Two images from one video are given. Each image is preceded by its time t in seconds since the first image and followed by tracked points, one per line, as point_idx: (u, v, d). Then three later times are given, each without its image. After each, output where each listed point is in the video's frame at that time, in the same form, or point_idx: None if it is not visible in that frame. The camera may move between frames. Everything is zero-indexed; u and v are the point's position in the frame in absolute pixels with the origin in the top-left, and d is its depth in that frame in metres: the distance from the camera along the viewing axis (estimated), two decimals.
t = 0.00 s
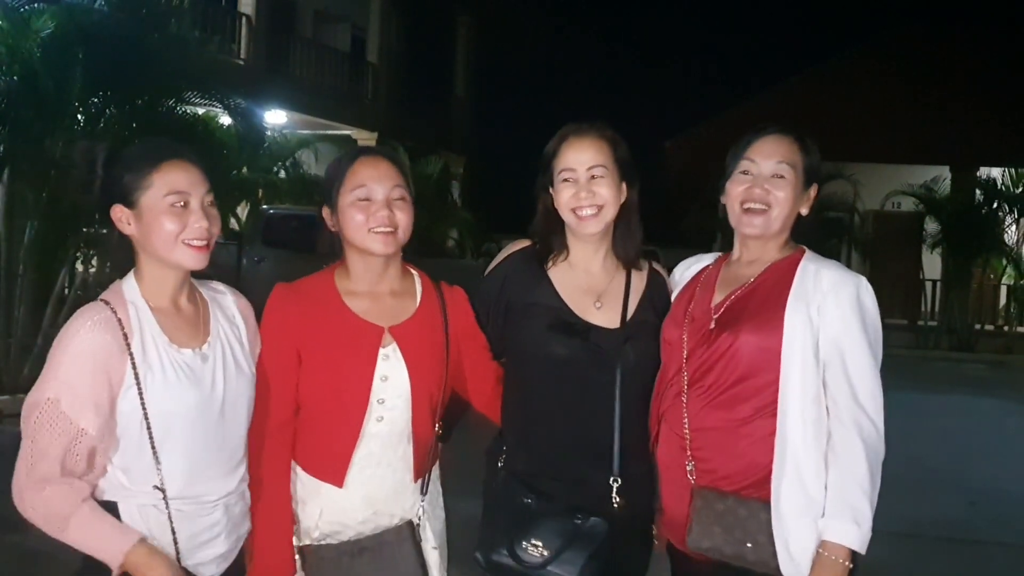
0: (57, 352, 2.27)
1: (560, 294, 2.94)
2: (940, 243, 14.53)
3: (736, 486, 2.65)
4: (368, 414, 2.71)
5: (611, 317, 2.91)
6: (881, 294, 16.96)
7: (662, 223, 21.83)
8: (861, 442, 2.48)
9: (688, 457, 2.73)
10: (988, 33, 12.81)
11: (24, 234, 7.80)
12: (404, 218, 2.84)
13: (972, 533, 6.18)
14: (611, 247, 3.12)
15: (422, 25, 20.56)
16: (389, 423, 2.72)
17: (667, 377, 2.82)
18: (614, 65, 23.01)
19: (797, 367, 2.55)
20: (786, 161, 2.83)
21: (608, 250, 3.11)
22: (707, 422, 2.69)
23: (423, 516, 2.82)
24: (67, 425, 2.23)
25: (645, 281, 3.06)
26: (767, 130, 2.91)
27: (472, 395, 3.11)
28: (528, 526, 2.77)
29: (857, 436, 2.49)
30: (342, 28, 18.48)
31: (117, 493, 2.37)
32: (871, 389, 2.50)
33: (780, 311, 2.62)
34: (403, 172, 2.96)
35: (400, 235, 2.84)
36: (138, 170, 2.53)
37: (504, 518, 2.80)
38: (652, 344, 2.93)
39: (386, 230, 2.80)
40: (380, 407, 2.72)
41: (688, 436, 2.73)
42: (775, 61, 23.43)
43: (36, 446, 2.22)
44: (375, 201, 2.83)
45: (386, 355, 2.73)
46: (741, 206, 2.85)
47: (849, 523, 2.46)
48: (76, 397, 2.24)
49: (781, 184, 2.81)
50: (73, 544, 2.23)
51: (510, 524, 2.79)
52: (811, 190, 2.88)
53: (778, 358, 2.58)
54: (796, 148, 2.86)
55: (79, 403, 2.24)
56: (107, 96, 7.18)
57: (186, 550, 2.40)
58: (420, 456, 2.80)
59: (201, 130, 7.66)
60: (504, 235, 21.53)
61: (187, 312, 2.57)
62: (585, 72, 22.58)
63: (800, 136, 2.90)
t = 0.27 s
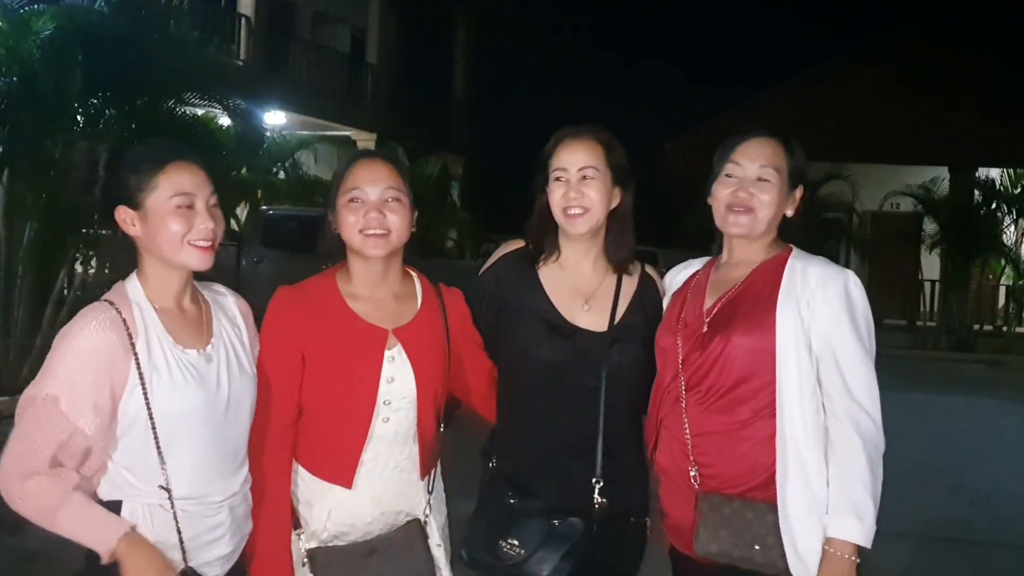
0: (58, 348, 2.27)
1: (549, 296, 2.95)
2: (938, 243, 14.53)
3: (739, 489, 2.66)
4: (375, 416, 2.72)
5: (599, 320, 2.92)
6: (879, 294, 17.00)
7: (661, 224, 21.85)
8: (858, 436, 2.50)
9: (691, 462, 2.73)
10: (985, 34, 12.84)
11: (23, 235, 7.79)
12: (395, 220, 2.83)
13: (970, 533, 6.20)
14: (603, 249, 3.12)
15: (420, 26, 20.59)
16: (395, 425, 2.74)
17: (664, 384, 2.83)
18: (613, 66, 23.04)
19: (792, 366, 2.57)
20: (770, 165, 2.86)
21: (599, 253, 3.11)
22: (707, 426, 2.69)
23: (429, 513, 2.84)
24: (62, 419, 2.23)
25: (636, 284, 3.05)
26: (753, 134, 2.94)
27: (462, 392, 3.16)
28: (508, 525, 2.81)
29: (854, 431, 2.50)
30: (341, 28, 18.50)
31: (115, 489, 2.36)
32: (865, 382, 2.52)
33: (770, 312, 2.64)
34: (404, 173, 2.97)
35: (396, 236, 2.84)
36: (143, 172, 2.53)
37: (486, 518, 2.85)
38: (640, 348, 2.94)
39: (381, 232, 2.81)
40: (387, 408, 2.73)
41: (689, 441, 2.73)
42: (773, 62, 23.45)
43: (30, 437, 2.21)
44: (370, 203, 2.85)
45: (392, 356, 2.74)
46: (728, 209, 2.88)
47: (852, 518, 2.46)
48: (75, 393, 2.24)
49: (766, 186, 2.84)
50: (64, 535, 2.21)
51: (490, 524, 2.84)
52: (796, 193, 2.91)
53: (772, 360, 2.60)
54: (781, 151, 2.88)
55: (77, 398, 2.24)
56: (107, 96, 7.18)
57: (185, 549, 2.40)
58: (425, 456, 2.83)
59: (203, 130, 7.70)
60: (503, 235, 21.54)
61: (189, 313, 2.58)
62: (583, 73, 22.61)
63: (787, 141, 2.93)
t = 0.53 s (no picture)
0: (51, 346, 2.29)
1: (542, 298, 2.95)
2: (937, 243, 14.54)
3: (741, 487, 2.65)
4: (380, 402, 2.72)
5: (591, 320, 2.92)
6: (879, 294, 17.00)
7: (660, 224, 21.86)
8: (854, 434, 2.50)
9: (691, 463, 2.72)
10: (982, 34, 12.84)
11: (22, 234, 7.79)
12: (400, 221, 2.84)
13: (969, 533, 6.21)
14: (596, 249, 3.12)
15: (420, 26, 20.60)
16: (400, 411, 2.74)
17: (660, 386, 2.81)
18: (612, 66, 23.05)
19: (788, 363, 2.57)
20: (759, 164, 2.86)
21: (593, 253, 3.11)
22: (706, 425, 2.68)
23: (434, 505, 2.85)
24: (53, 419, 2.26)
25: (631, 284, 3.05)
26: (741, 133, 2.93)
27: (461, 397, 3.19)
28: (499, 517, 2.84)
29: (850, 428, 2.50)
30: (340, 28, 18.50)
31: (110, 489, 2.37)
32: (859, 378, 2.51)
33: (764, 310, 2.64)
34: (407, 174, 2.98)
35: (400, 237, 2.84)
36: (145, 171, 2.53)
37: (479, 512, 2.90)
38: (634, 349, 2.94)
39: (386, 232, 2.81)
40: (390, 394, 2.73)
41: (689, 441, 2.72)
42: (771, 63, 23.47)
43: (19, 437, 2.24)
44: (375, 203, 2.84)
45: (395, 343, 2.75)
46: (719, 213, 2.88)
47: (850, 515, 2.47)
48: (66, 392, 2.26)
49: (756, 185, 2.84)
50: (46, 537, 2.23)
51: (483, 516, 2.88)
52: (787, 189, 2.91)
53: (768, 358, 2.60)
54: (770, 151, 2.88)
55: (68, 397, 2.26)
56: (105, 96, 7.16)
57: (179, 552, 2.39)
58: (430, 445, 2.84)
59: (201, 131, 7.68)
60: (502, 236, 21.54)
61: (189, 313, 2.57)
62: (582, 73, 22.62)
63: (777, 138, 2.92)
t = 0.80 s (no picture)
0: (53, 347, 2.29)
1: (545, 296, 2.96)
2: (937, 244, 14.54)
3: (741, 487, 2.65)
4: (379, 401, 2.72)
5: (593, 316, 2.93)
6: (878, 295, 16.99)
7: (660, 225, 21.86)
8: (852, 434, 2.50)
9: (690, 463, 2.72)
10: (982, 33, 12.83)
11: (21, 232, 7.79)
12: (406, 224, 2.87)
13: (969, 534, 6.21)
14: (598, 247, 3.12)
15: (419, 26, 20.61)
16: (400, 412, 2.74)
17: (661, 383, 2.81)
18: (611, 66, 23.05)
19: (787, 364, 2.57)
20: (760, 164, 2.86)
21: (594, 250, 3.11)
22: (704, 424, 2.68)
23: (435, 505, 2.85)
24: (63, 421, 2.24)
25: (632, 282, 3.05)
26: (743, 132, 2.93)
27: (460, 407, 3.15)
28: (490, 513, 2.85)
29: (847, 428, 2.50)
30: (340, 28, 18.50)
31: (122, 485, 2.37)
32: (857, 378, 2.51)
33: (763, 311, 2.64)
34: (409, 180, 2.99)
35: (403, 240, 2.87)
36: (148, 168, 2.53)
37: (469, 508, 2.89)
38: (634, 347, 2.94)
39: (390, 234, 2.83)
40: (390, 394, 2.72)
41: (688, 439, 2.72)
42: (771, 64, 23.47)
43: (32, 442, 2.23)
44: (381, 206, 2.85)
45: (392, 343, 2.75)
46: (718, 214, 2.88)
47: (850, 515, 2.46)
48: (71, 392, 2.25)
49: (757, 186, 2.84)
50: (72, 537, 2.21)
51: (473, 513, 2.88)
52: (789, 190, 2.91)
53: (766, 358, 2.61)
54: (772, 152, 2.88)
55: (74, 397, 2.25)
56: (105, 93, 7.16)
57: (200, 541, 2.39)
58: (431, 445, 2.83)
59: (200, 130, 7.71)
60: (502, 236, 21.55)
61: (188, 312, 2.57)
62: (581, 73, 22.64)
63: (778, 136, 2.93)
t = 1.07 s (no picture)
0: (64, 347, 2.26)
1: (543, 296, 2.94)
2: (936, 245, 14.55)
3: (745, 486, 2.64)
4: (376, 399, 2.71)
5: (591, 317, 2.92)
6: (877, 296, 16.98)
7: (659, 225, 21.86)
8: (855, 431, 2.48)
9: (694, 461, 2.71)
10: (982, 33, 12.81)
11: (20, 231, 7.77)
12: (407, 222, 2.88)
13: (968, 534, 6.21)
14: (597, 247, 3.10)
15: (419, 26, 20.59)
16: (397, 410, 2.73)
17: (664, 384, 2.80)
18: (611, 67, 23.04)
19: (790, 363, 2.56)
20: (761, 166, 2.85)
21: (594, 251, 3.09)
22: (706, 423, 2.67)
23: (433, 502, 2.84)
24: (80, 422, 2.21)
25: (629, 283, 3.04)
26: (744, 133, 2.92)
27: (454, 405, 3.14)
28: (500, 516, 2.82)
29: (850, 425, 2.49)
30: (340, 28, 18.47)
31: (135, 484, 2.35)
32: (859, 375, 2.50)
33: (765, 310, 2.63)
34: (404, 177, 2.99)
35: (403, 238, 2.87)
36: (151, 166, 2.52)
37: (477, 511, 2.86)
38: (632, 347, 2.93)
39: (393, 232, 2.83)
40: (387, 392, 2.72)
41: (691, 439, 2.71)
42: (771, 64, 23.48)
43: (52, 446, 2.19)
44: (383, 204, 2.85)
45: (388, 341, 2.74)
46: (717, 213, 2.88)
47: (852, 512, 2.45)
48: (87, 392, 2.22)
49: (755, 187, 2.83)
50: (102, 537, 2.21)
51: (481, 517, 2.85)
52: (790, 191, 2.90)
53: (770, 357, 2.59)
54: (774, 154, 2.87)
55: (91, 397, 2.23)
56: (104, 92, 7.14)
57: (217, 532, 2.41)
58: (429, 443, 2.82)
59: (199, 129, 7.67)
60: (501, 236, 21.54)
61: (190, 310, 2.56)
62: (581, 73, 22.62)
63: (779, 137, 2.92)
